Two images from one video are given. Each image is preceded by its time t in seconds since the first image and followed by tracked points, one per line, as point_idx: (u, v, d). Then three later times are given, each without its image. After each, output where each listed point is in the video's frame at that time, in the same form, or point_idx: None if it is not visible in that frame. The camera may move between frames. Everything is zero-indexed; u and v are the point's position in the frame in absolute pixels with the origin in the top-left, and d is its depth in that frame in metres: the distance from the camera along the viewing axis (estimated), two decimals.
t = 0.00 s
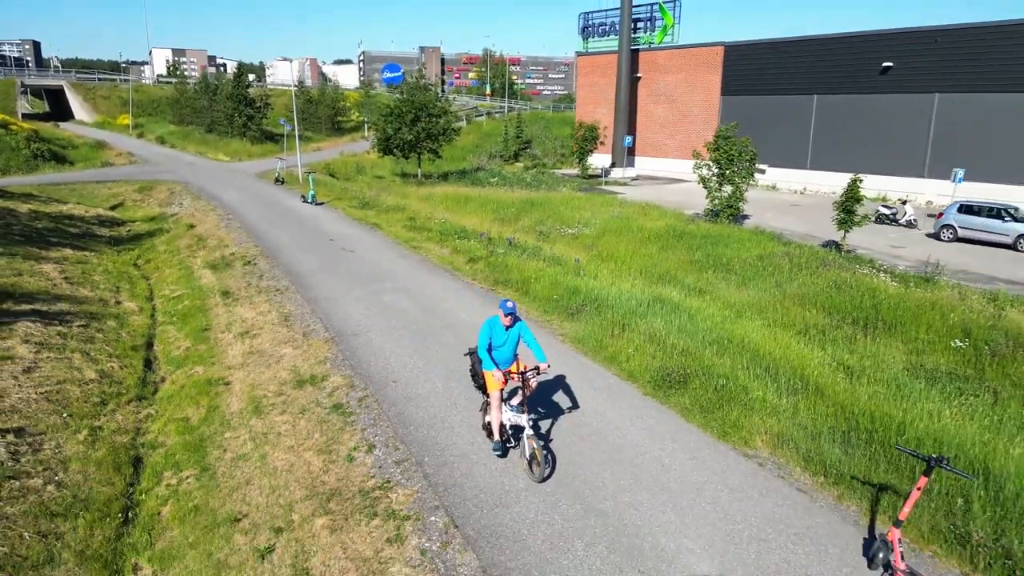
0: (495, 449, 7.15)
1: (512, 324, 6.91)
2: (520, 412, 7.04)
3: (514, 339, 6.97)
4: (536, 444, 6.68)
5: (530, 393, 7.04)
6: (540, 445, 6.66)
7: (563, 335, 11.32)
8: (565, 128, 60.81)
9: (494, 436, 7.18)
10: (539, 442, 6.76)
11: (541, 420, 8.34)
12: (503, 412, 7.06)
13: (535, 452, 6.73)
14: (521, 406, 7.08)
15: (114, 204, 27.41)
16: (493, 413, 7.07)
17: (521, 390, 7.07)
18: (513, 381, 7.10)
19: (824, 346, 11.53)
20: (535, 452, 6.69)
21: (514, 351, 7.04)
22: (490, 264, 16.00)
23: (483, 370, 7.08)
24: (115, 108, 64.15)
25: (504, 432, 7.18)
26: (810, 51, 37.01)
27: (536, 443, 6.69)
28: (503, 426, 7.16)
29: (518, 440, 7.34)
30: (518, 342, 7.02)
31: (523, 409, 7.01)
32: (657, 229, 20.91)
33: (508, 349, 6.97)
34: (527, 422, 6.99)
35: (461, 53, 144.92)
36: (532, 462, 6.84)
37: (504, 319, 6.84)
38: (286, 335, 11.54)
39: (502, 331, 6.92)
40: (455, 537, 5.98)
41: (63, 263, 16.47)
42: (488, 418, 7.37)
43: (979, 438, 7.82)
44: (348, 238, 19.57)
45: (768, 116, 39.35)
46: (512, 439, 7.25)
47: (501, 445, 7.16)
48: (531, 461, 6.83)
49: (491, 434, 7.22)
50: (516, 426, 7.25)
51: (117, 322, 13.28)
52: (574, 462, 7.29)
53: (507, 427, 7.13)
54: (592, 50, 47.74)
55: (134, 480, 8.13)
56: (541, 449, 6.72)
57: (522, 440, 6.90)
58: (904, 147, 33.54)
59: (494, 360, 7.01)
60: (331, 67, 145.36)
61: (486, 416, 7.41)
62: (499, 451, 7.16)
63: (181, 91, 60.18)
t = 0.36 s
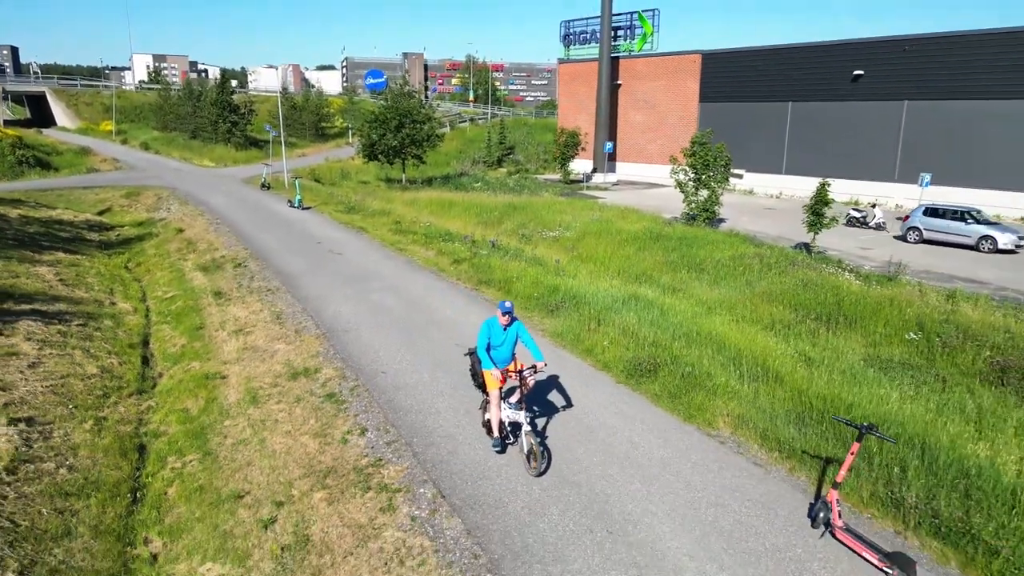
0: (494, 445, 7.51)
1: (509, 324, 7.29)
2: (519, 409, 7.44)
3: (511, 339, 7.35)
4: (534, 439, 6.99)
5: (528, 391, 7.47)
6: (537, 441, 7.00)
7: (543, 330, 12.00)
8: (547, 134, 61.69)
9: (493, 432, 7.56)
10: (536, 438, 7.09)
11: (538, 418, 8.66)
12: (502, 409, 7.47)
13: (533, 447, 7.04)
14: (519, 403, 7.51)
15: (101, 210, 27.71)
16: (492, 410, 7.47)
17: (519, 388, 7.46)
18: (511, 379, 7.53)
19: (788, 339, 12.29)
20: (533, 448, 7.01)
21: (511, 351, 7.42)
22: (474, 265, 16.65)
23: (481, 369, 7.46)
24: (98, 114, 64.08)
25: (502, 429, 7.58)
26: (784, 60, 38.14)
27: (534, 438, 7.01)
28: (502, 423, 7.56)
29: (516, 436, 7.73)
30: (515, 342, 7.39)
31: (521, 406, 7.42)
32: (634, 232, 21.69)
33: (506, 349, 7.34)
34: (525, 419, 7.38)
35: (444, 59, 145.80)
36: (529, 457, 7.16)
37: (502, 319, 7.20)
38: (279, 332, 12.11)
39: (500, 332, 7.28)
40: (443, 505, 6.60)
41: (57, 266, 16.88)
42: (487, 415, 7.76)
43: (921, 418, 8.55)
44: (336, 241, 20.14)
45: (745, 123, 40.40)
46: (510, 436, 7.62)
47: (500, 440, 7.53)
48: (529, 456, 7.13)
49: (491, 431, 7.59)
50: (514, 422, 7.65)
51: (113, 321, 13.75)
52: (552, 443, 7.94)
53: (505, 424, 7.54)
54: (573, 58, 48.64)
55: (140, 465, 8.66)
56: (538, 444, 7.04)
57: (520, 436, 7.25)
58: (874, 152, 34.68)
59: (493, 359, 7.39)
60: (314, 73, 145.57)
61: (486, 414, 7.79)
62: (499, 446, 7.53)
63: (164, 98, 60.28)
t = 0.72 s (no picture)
0: (490, 441, 7.80)
1: (505, 325, 7.66)
2: (513, 407, 7.70)
3: (507, 339, 7.72)
4: (525, 436, 7.29)
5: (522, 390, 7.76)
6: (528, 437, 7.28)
7: (525, 326, 12.66)
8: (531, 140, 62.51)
9: (489, 429, 7.84)
10: (528, 435, 7.36)
11: (532, 416, 8.98)
12: (499, 407, 7.74)
13: (525, 444, 7.32)
14: (514, 402, 7.75)
15: (91, 215, 28.07)
16: (489, 408, 7.73)
17: (514, 387, 7.76)
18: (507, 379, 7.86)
19: (756, 334, 13.01)
20: (525, 444, 7.30)
21: (507, 351, 7.78)
22: (459, 266, 17.28)
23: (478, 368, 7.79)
24: (83, 120, 64.11)
25: (498, 426, 7.85)
26: (762, 68, 39.18)
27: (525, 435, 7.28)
28: (497, 420, 7.82)
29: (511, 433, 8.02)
30: (511, 343, 7.75)
31: (516, 405, 7.68)
32: (615, 235, 22.42)
33: (501, 349, 7.70)
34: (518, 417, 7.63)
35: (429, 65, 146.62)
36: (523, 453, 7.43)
37: (498, 320, 7.57)
38: (273, 329, 12.67)
39: (496, 332, 7.66)
40: (430, 480, 7.23)
41: (53, 269, 17.33)
42: (486, 412, 8.07)
43: (872, 402, 9.28)
44: (325, 244, 20.72)
45: (724, 129, 41.38)
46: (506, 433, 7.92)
47: (495, 437, 7.81)
48: (522, 452, 7.40)
49: (487, 428, 7.88)
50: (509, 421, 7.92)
51: (111, 321, 14.25)
52: (535, 432, 8.48)
53: (501, 421, 7.80)
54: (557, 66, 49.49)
55: (145, 452, 9.22)
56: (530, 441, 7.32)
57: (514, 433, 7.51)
58: (849, 157, 35.73)
59: (489, 358, 7.75)
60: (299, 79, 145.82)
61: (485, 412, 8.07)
62: (494, 443, 7.82)
63: (151, 104, 60.49)
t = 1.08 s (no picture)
0: (483, 437, 8.06)
1: (501, 325, 7.82)
2: (507, 405, 7.89)
3: (503, 339, 7.89)
4: (516, 432, 7.50)
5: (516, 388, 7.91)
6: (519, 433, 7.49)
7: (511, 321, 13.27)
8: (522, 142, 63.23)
9: (484, 425, 8.07)
10: (520, 432, 7.58)
11: (525, 413, 9.27)
12: (493, 405, 7.91)
13: (516, 440, 7.55)
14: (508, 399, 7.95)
15: (87, 217, 28.48)
16: (483, 405, 7.92)
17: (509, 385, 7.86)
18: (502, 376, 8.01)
19: (731, 329, 13.63)
20: (516, 440, 7.53)
21: (502, 350, 7.95)
22: (449, 266, 17.88)
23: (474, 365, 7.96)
24: (75, 123, 64.41)
25: (492, 423, 8.07)
26: (747, 72, 39.99)
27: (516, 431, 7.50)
28: (492, 418, 8.03)
29: (505, 430, 8.23)
30: (506, 342, 7.92)
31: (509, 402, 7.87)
32: (601, 236, 23.05)
33: (497, 347, 7.88)
34: (511, 414, 7.84)
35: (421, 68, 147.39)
36: (513, 449, 7.67)
37: (494, 320, 7.74)
38: (269, 325, 13.22)
39: (492, 331, 7.82)
40: (418, 459, 7.82)
41: (54, 269, 17.81)
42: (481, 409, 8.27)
43: (833, 390, 9.91)
44: (318, 245, 21.28)
45: (711, 132, 42.13)
46: (500, 429, 8.14)
47: (489, 433, 8.07)
48: (513, 448, 7.64)
49: (482, 424, 8.13)
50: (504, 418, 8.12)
51: (111, 319, 14.74)
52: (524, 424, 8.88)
53: (495, 418, 8.01)
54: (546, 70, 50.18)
55: (149, 438, 9.76)
56: (521, 437, 7.54)
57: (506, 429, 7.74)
58: (832, 160, 36.54)
59: (484, 356, 7.92)
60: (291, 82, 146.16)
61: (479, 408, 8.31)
62: (487, 438, 8.11)
63: (143, 107, 60.86)
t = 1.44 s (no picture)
0: (481, 433, 8.17)
1: (499, 323, 7.90)
2: (504, 401, 8.00)
3: (500, 336, 7.94)
4: (514, 428, 7.62)
5: (513, 385, 8.04)
6: (517, 430, 7.63)
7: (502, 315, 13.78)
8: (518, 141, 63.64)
9: (481, 422, 8.19)
10: (517, 428, 7.72)
11: (522, 410, 9.41)
12: (490, 401, 8.02)
13: (514, 436, 7.69)
14: (505, 396, 8.06)
15: (87, 215, 28.91)
16: (481, 402, 8.02)
17: (506, 382, 8.03)
18: (499, 373, 8.10)
19: (714, 321, 14.12)
20: (513, 436, 7.66)
21: (500, 347, 8.01)
22: (442, 262, 18.33)
23: (472, 362, 8.01)
24: (74, 122, 64.78)
25: (489, 419, 8.19)
26: (739, 71, 40.47)
27: (514, 428, 7.63)
28: (489, 414, 8.15)
29: (502, 426, 8.34)
30: (504, 339, 7.98)
31: (506, 399, 7.99)
32: (593, 232, 23.52)
33: (495, 345, 7.93)
34: (509, 410, 7.95)
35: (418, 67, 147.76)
36: (510, 444, 7.81)
37: (492, 317, 7.82)
38: (267, 318, 13.68)
39: (490, 329, 7.88)
40: (408, 441, 8.31)
41: (57, 265, 18.25)
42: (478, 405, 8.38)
43: (805, 377, 10.41)
44: (315, 241, 21.76)
45: (704, 131, 42.60)
46: (497, 425, 8.27)
47: (486, 429, 8.19)
48: (509, 443, 7.79)
49: (479, 420, 8.24)
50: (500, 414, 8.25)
51: (113, 312, 15.20)
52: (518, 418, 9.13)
53: (492, 414, 8.14)
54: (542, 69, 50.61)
55: (152, 425, 10.22)
56: (518, 433, 7.68)
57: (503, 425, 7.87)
58: (822, 158, 37.05)
59: (483, 354, 7.97)
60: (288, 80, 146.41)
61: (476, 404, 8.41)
62: (485, 435, 8.21)
63: (142, 106, 61.21)
